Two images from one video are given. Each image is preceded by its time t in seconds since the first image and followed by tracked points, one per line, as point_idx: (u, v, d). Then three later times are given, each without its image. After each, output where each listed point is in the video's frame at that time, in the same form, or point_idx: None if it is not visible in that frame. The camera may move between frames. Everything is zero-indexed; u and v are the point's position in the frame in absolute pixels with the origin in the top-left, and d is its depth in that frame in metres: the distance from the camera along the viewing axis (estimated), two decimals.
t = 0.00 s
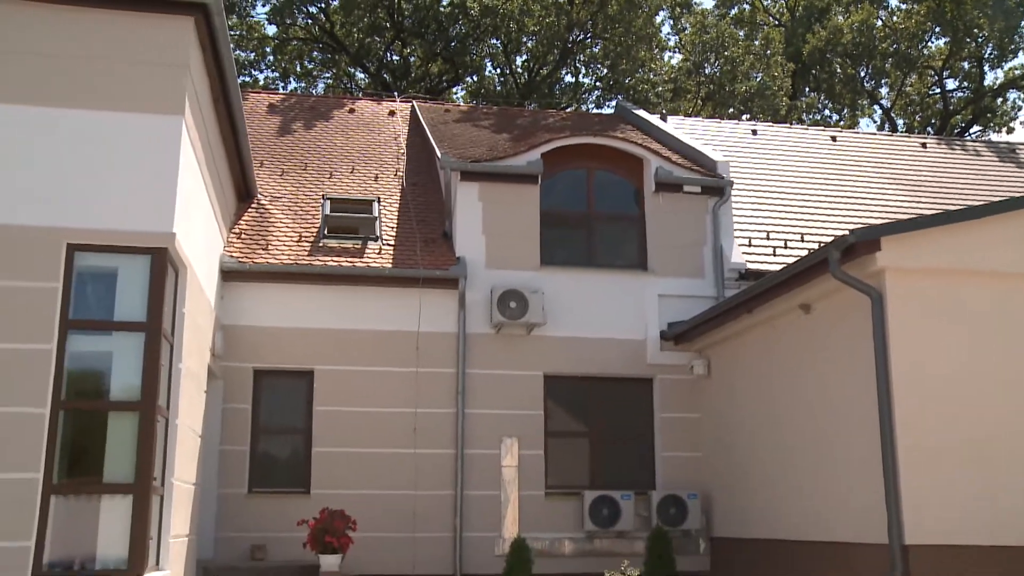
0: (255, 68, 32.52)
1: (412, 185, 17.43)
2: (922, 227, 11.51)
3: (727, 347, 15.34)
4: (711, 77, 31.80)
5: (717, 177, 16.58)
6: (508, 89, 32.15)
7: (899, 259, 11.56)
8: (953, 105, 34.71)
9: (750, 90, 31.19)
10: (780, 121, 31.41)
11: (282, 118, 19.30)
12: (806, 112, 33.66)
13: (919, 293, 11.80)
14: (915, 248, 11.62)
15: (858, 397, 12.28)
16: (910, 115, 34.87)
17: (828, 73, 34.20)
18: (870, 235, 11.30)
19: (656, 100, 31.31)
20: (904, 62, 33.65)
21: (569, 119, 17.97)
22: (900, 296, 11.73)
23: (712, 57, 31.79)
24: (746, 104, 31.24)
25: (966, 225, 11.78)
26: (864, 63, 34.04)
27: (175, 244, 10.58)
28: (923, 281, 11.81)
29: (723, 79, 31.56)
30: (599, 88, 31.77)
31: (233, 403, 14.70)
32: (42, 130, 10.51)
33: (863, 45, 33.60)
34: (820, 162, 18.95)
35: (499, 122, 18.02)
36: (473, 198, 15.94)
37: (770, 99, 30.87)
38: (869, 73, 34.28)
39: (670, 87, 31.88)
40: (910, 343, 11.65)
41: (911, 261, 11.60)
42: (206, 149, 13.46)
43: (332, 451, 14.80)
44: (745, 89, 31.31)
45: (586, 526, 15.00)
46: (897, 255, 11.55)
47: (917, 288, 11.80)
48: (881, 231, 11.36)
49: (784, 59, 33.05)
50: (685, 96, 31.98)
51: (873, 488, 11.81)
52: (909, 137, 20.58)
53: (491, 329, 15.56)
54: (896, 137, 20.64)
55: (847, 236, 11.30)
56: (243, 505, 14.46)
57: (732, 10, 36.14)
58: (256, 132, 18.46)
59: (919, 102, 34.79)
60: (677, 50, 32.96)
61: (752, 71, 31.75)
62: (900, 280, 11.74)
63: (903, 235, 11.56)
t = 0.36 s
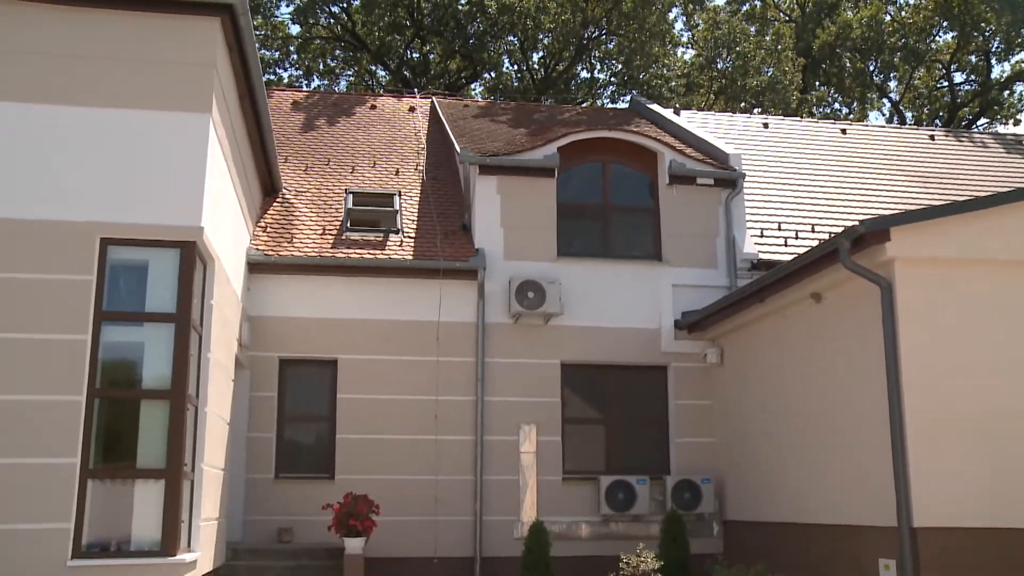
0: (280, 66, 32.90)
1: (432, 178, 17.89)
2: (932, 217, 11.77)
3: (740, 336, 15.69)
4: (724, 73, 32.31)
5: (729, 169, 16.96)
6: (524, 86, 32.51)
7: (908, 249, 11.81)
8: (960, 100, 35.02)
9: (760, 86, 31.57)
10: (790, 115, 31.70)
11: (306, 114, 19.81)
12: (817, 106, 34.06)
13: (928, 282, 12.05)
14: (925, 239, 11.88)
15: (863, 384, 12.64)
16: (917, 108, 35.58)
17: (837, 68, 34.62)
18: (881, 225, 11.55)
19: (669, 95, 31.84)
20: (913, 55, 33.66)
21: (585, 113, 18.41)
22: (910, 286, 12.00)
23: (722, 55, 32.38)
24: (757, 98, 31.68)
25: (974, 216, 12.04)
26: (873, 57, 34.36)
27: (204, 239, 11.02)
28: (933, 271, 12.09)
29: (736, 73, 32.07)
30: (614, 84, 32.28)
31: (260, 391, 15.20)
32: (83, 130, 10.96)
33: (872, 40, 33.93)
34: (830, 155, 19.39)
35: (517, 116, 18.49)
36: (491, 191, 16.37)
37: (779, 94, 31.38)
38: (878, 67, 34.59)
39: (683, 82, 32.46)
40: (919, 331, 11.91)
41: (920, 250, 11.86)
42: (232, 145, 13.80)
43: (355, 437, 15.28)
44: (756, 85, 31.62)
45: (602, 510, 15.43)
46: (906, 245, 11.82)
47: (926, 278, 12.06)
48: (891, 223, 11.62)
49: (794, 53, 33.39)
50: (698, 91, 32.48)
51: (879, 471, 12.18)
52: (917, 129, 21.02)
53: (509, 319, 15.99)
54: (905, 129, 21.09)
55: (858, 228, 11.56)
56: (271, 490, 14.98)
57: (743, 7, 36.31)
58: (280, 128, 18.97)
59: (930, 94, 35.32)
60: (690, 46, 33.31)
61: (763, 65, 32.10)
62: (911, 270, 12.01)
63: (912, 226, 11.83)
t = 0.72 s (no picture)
0: (300, 63, 32.92)
1: (450, 173, 18.05)
2: (948, 208, 11.83)
3: (758, 328, 15.77)
4: (739, 64, 32.38)
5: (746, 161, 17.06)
6: (541, 81, 32.63)
7: (925, 240, 11.87)
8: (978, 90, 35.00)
9: (778, 77, 31.51)
10: (807, 107, 31.73)
11: (326, 110, 19.99)
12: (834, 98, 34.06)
13: (946, 272, 12.11)
14: (941, 230, 11.94)
15: (880, 374, 12.73)
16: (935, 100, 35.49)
17: (853, 60, 34.68)
18: (898, 217, 11.61)
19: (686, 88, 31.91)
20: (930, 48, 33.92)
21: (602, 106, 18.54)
22: (927, 276, 12.05)
23: (739, 47, 32.36)
24: (773, 91, 31.66)
25: (991, 206, 12.08)
26: (889, 49, 34.27)
27: (226, 233, 11.17)
28: (950, 262, 12.14)
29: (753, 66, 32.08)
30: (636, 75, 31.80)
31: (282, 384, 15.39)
32: (114, 127, 11.21)
33: (889, 31, 33.79)
34: (848, 147, 19.46)
35: (534, 111, 18.63)
36: (509, 185, 16.51)
37: (796, 86, 31.44)
38: (895, 58, 34.64)
39: (700, 76, 32.49)
40: (936, 321, 11.97)
41: (937, 241, 11.92)
42: (253, 141, 13.94)
43: (376, 429, 15.45)
44: (772, 77, 31.58)
45: (621, 501, 15.56)
46: (923, 236, 11.88)
47: (944, 269, 12.12)
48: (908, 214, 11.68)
49: (811, 45, 33.37)
50: (715, 83, 32.55)
51: (896, 460, 12.26)
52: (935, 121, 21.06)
53: (527, 311, 16.12)
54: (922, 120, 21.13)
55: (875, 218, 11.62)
56: (293, 481, 15.17)
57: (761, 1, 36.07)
58: (300, 124, 19.16)
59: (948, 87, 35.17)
60: (706, 39, 33.33)
61: (780, 58, 32.11)
62: (928, 261, 12.07)
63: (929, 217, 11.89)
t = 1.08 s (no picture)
0: (318, 57, 33.16)
1: (468, 165, 18.05)
2: (970, 198, 11.76)
3: (777, 319, 15.72)
4: (758, 55, 32.36)
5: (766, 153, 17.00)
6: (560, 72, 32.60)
7: (946, 230, 11.81)
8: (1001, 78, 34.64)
9: (796, 68, 31.56)
10: (827, 98, 31.59)
11: (344, 104, 20.02)
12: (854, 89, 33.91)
13: (968, 263, 12.04)
14: (964, 220, 11.87)
15: (900, 366, 12.67)
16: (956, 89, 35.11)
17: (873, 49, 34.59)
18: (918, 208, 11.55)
19: (704, 79, 31.84)
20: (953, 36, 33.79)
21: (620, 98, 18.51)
22: (948, 267, 11.98)
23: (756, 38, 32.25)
24: (793, 82, 31.65)
25: (1014, 197, 12.01)
26: (911, 38, 34.23)
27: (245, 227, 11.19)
28: (972, 253, 12.07)
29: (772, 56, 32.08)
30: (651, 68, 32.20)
31: (301, 377, 15.43)
32: (135, 121, 11.26)
33: (910, 20, 33.79)
34: (868, 137, 19.38)
35: (552, 103, 18.61)
36: (527, 177, 16.49)
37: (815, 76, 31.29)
38: (916, 47, 34.48)
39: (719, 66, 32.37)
40: (958, 312, 11.91)
41: (959, 231, 11.84)
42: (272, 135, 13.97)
43: (396, 422, 15.48)
44: (792, 66, 31.62)
45: (641, 493, 15.55)
46: (944, 227, 11.82)
47: (966, 259, 12.05)
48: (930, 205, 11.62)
49: (830, 35, 33.18)
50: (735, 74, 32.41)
51: (917, 451, 12.21)
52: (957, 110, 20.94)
53: (546, 304, 16.12)
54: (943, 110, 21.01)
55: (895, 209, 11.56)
56: (313, 474, 15.22)
57: None
58: (318, 118, 19.19)
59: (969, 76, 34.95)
60: (725, 30, 33.26)
61: (800, 48, 31.97)
62: (949, 252, 12.00)
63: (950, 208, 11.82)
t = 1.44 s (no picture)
0: (326, 52, 33.07)
1: (478, 159, 18.04)
2: (981, 192, 11.72)
3: (787, 312, 15.70)
4: (769, 48, 32.25)
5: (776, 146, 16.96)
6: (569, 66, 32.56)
7: (957, 224, 11.77)
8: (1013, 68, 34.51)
9: (805, 61, 31.39)
10: (837, 90, 31.47)
11: (353, 99, 20.01)
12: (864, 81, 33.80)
13: (979, 256, 12.00)
14: (974, 214, 11.83)
15: (910, 359, 12.64)
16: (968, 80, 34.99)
17: (884, 41, 34.47)
18: (929, 201, 11.52)
19: (714, 72, 31.78)
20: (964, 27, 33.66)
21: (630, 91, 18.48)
22: (959, 260, 11.95)
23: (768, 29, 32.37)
24: (801, 75, 31.43)
25: None
26: (922, 29, 34.18)
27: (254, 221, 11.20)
28: (983, 246, 12.03)
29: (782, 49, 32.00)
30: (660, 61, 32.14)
31: (311, 371, 15.46)
32: (146, 116, 11.27)
33: (921, 12, 33.67)
34: (879, 130, 19.33)
35: (562, 96, 18.58)
36: (536, 171, 16.49)
37: (825, 69, 31.20)
38: (927, 39, 34.39)
39: (729, 59, 32.31)
40: (969, 306, 11.87)
41: (970, 225, 11.81)
42: (282, 130, 13.98)
43: (406, 416, 15.49)
44: (801, 60, 31.39)
45: (650, 487, 15.55)
46: (955, 220, 11.78)
47: (977, 252, 12.01)
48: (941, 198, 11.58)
49: (840, 28, 33.04)
50: (743, 66, 32.49)
51: (928, 445, 12.18)
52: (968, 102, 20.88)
53: (555, 297, 16.10)
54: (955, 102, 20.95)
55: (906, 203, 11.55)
56: (322, 468, 15.25)
57: None
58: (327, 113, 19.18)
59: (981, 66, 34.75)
60: (735, 23, 33.21)
61: (809, 41, 31.75)
62: (960, 245, 11.96)
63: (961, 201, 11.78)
